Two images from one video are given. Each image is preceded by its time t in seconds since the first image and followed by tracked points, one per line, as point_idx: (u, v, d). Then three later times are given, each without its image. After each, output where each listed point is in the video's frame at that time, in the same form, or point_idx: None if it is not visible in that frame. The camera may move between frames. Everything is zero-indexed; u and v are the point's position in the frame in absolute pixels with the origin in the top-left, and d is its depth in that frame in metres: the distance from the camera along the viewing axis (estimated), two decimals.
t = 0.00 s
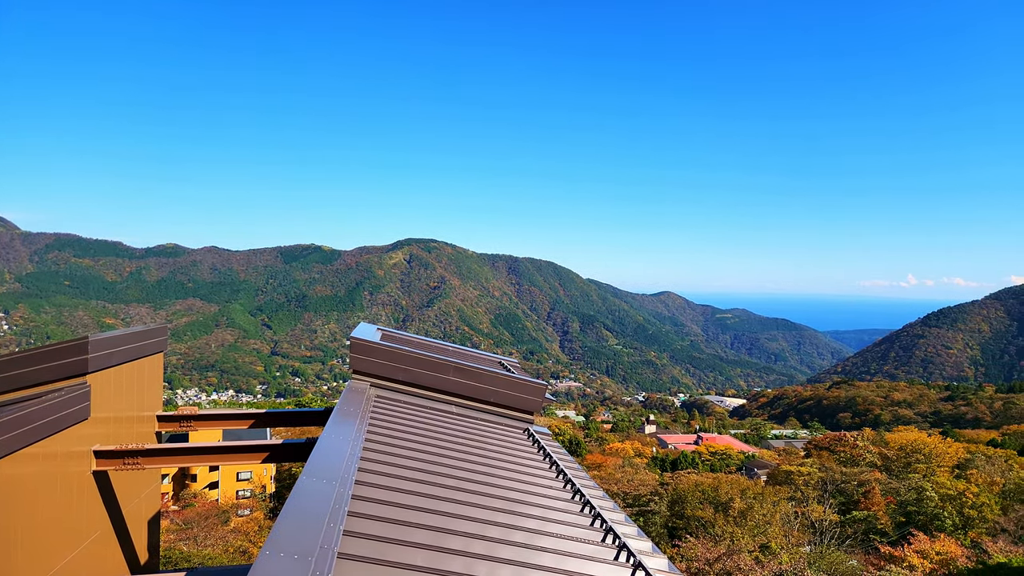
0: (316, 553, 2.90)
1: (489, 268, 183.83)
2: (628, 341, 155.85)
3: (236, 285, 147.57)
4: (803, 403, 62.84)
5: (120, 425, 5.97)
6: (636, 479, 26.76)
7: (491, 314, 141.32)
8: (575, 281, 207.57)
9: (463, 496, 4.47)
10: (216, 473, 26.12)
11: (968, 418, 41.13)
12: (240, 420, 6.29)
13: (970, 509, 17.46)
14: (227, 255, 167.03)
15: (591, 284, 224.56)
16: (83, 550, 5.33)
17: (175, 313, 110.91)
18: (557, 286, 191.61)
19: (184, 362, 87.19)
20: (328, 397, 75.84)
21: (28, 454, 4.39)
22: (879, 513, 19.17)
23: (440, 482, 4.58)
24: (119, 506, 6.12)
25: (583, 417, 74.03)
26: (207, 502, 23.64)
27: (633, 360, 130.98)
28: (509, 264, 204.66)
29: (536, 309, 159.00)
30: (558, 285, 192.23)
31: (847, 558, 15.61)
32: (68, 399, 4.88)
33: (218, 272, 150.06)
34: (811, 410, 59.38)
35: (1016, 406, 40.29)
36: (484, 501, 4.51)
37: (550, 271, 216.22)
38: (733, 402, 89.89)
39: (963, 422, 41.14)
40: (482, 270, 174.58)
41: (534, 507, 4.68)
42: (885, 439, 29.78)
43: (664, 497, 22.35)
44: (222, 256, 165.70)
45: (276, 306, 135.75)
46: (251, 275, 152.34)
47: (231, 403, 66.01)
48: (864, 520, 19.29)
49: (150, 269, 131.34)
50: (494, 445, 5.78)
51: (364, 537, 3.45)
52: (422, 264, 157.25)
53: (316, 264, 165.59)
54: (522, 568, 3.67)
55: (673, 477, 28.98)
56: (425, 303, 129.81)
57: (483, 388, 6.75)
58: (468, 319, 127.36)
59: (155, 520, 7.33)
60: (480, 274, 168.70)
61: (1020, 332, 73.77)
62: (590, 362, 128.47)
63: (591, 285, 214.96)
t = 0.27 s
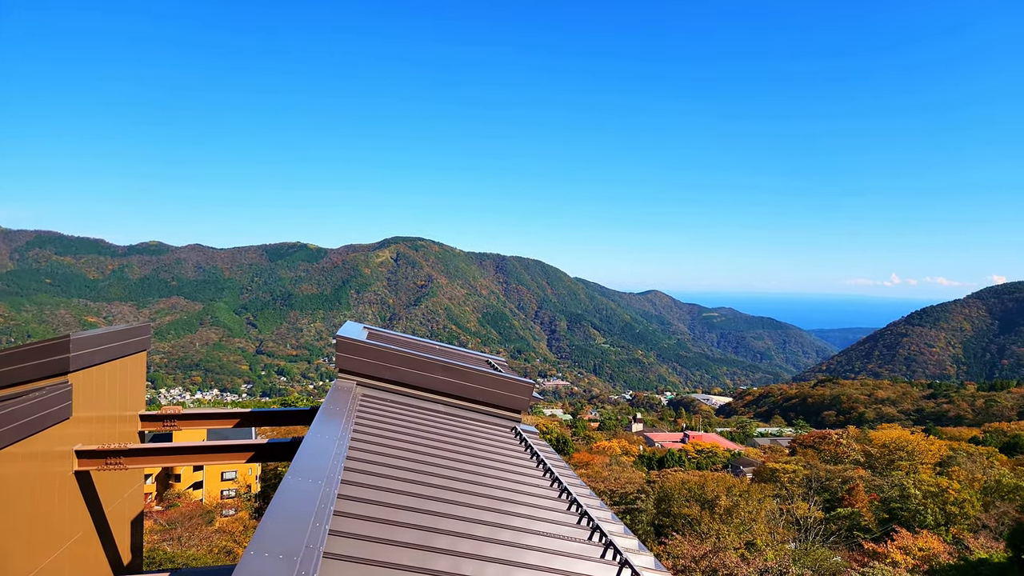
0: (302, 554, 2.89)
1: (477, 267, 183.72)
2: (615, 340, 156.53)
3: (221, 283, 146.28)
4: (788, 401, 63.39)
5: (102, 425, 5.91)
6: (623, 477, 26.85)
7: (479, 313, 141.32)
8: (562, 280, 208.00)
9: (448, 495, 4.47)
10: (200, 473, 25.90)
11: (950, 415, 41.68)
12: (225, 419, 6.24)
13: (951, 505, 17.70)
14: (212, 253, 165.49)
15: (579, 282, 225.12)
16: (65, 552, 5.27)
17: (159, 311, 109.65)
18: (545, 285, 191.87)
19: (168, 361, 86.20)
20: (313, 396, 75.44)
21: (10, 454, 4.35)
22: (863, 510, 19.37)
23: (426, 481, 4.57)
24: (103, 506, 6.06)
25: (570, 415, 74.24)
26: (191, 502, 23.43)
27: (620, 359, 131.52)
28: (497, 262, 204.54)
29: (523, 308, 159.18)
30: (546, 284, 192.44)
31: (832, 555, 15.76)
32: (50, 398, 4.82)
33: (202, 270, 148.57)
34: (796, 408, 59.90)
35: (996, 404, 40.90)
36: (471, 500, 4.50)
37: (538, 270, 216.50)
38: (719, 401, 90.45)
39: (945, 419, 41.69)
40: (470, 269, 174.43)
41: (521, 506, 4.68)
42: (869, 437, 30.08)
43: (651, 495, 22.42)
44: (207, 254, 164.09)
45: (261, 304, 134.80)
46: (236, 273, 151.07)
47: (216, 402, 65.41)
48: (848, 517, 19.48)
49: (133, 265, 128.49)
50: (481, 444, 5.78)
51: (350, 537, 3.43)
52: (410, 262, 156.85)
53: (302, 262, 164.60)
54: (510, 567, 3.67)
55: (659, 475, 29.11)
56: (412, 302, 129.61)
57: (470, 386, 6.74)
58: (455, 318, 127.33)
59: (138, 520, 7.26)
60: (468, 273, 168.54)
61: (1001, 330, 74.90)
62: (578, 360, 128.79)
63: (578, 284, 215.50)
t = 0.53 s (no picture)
0: (289, 553, 2.87)
1: (466, 265, 183.57)
2: (605, 338, 157.07)
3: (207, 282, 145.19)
4: (776, 399, 63.83)
5: (88, 425, 5.85)
6: (612, 476, 26.94)
7: (468, 311, 141.25)
8: (552, 279, 208.30)
9: (438, 493, 4.48)
10: (187, 473, 25.73)
11: (936, 412, 42.15)
12: (212, 418, 6.20)
13: (937, 501, 17.88)
14: (199, 251, 164.22)
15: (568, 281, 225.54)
16: (51, 553, 5.23)
17: (144, 310, 108.57)
18: (534, 283, 192.14)
19: (154, 360, 85.33)
20: (302, 395, 75.01)
21: None
22: (850, 507, 19.53)
23: (416, 479, 4.57)
24: (88, 508, 6.01)
25: (561, 414, 74.42)
26: (177, 502, 23.26)
27: (610, 358, 131.96)
28: (486, 261, 204.50)
29: (512, 307, 159.29)
30: (535, 283, 192.66)
31: (819, 552, 15.88)
32: (35, 398, 4.76)
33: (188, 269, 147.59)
34: (784, 406, 60.31)
35: (981, 401, 41.41)
36: (461, 498, 4.51)
37: (527, 269, 216.68)
38: (708, 399, 90.93)
39: (931, 416, 42.17)
40: (459, 267, 174.37)
41: (510, 505, 4.69)
42: (856, 434, 30.35)
43: (640, 492, 22.48)
44: (194, 252, 162.57)
45: (249, 302, 133.97)
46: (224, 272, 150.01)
47: (203, 402, 64.96)
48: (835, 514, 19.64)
49: (118, 264, 126.60)
50: (471, 443, 5.78)
51: (337, 535, 3.41)
52: (399, 260, 156.58)
53: (290, 261, 163.71)
54: (498, 565, 3.68)
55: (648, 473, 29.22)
56: (401, 301, 129.44)
57: (460, 384, 6.72)
58: (445, 317, 127.30)
59: (124, 522, 7.21)
60: (457, 271, 168.44)
61: (986, 329, 75.83)
62: (567, 359, 129.09)
63: (568, 283, 215.98)
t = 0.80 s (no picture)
0: (278, 552, 2.85)
1: (456, 264, 183.45)
2: (595, 337, 157.46)
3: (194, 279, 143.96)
4: (765, 397, 64.21)
5: (72, 424, 5.79)
6: (602, 474, 27.00)
7: (458, 310, 141.13)
8: (542, 278, 208.56)
9: (427, 492, 4.47)
10: (173, 472, 25.54)
11: (922, 411, 42.57)
12: (199, 417, 6.15)
13: (923, 499, 18.05)
14: (187, 249, 162.92)
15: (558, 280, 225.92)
16: (36, 553, 5.17)
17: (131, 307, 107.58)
18: (524, 282, 192.29)
19: (140, 359, 84.43)
20: (290, 394, 74.60)
21: None
22: (837, 505, 19.67)
23: (405, 478, 4.56)
24: (73, 508, 5.96)
25: (550, 412, 74.55)
26: (164, 502, 23.11)
27: (599, 357, 132.29)
28: (476, 260, 204.37)
29: (503, 306, 159.28)
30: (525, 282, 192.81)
31: (807, 550, 15.97)
32: (20, 397, 4.72)
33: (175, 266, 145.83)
34: (772, 405, 60.69)
35: (966, 399, 41.86)
36: (449, 497, 4.51)
37: (518, 268, 216.76)
38: (697, 397, 91.32)
39: (917, 415, 42.59)
40: (449, 266, 174.17)
41: (499, 503, 4.69)
42: (842, 433, 30.58)
43: (630, 491, 22.53)
44: (181, 250, 161.15)
45: (237, 300, 133.12)
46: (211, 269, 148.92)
47: (190, 401, 64.54)
48: (823, 512, 19.79)
49: (103, 261, 124.86)
50: (461, 441, 5.77)
51: (325, 535, 3.40)
52: (388, 259, 156.17)
53: (279, 259, 162.80)
54: (489, 563, 3.68)
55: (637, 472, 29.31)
56: (391, 299, 129.20)
57: (449, 383, 6.71)
58: (434, 316, 127.15)
59: (110, 521, 7.14)
60: (447, 270, 168.24)
61: (971, 328, 76.71)
62: (557, 358, 129.28)
63: (558, 282, 216.27)
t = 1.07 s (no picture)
0: (266, 555, 2.83)
1: (446, 264, 183.31)
2: (585, 337, 157.89)
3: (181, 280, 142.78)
4: (753, 396, 64.64)
5: (57, 425, 5.73)
6: (592, 473, 27.04)
7: (448, 310, 140.99)
8: (532, 277, 208.79)
9: (416, 492, 4.46)
10: (160, 475, 25.34)
11: (909, 408, 42.94)
12: (186, 419, 6.10)
13: (909, 496, 18.22)
14: (173, 249, 161.56)
15: (548, 280, 226.33)
16: (19, 556, 5.10)
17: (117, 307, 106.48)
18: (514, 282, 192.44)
19: (126, 359, 83.61)
20: (278, 395, 74.17)
21: None
22: (825, 503, 19.83)
23: (394, 478, 4.54)
24: (57, 511, 5.89)
25: (540, 412, 74.75)
26: (150, 505, 22.90)
27: (589, 356, 132.62)
28: (466, 259, 204.27)
29: (493, 305, 159.29)
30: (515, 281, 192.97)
31: (795, 546, 16.10)
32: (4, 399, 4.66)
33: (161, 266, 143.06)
34: (761, 403, 61.05)
35: (951, 396, 42.35)
36: (439, 497, 4.49)
37: (508, 267, 216.90)
38: (686, 396, 91.76)
39: (904, 412, 43.05)
40: (439, 266, 174.02)
41: (490, 503, 4.67)
42: (830, 430, 30.84)
43: (620, 489, 22.59)
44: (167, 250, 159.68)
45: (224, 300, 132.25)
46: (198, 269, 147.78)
47: (176, 402, 64.08)
48: (811, 509, 19.94)
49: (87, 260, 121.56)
50: (451, 441, 5.76)
51: (314, 536, 3.37)
52: (377, 259, 155.83)
53: (266, 259, 161.91)
54: (478, 563, 3.67)
55: (627, 470, 29.41)
56: (380, 299, 128.96)
57: (439, 383, 6.70)
58: (424, 315, 127.00)
59: (95, 525, 7.06)
60: (437, 270, 168.04)
61: (956, 326, 77.56)
62: (547, 357, 129.55)
63: (548, 281, 216.62)
